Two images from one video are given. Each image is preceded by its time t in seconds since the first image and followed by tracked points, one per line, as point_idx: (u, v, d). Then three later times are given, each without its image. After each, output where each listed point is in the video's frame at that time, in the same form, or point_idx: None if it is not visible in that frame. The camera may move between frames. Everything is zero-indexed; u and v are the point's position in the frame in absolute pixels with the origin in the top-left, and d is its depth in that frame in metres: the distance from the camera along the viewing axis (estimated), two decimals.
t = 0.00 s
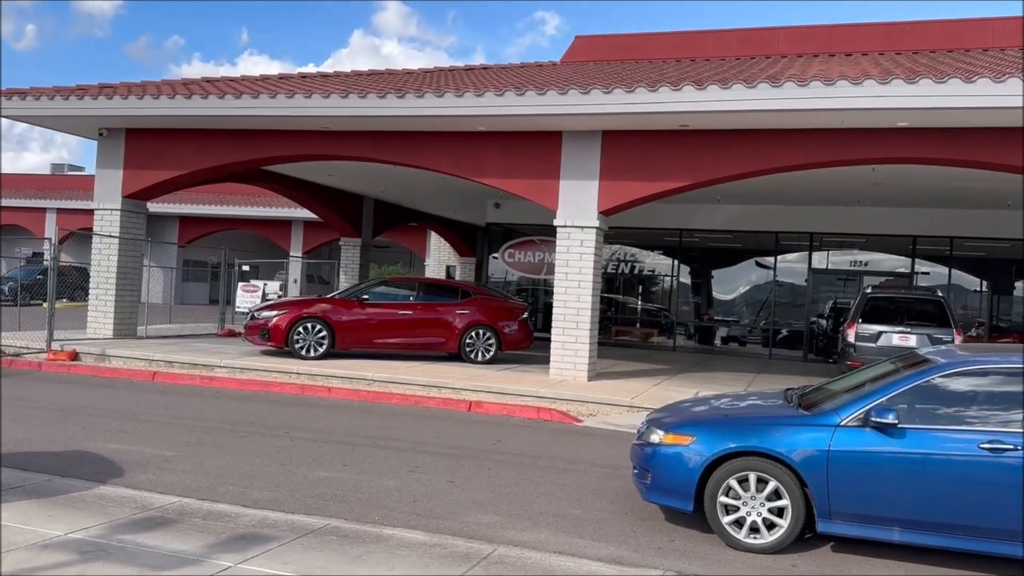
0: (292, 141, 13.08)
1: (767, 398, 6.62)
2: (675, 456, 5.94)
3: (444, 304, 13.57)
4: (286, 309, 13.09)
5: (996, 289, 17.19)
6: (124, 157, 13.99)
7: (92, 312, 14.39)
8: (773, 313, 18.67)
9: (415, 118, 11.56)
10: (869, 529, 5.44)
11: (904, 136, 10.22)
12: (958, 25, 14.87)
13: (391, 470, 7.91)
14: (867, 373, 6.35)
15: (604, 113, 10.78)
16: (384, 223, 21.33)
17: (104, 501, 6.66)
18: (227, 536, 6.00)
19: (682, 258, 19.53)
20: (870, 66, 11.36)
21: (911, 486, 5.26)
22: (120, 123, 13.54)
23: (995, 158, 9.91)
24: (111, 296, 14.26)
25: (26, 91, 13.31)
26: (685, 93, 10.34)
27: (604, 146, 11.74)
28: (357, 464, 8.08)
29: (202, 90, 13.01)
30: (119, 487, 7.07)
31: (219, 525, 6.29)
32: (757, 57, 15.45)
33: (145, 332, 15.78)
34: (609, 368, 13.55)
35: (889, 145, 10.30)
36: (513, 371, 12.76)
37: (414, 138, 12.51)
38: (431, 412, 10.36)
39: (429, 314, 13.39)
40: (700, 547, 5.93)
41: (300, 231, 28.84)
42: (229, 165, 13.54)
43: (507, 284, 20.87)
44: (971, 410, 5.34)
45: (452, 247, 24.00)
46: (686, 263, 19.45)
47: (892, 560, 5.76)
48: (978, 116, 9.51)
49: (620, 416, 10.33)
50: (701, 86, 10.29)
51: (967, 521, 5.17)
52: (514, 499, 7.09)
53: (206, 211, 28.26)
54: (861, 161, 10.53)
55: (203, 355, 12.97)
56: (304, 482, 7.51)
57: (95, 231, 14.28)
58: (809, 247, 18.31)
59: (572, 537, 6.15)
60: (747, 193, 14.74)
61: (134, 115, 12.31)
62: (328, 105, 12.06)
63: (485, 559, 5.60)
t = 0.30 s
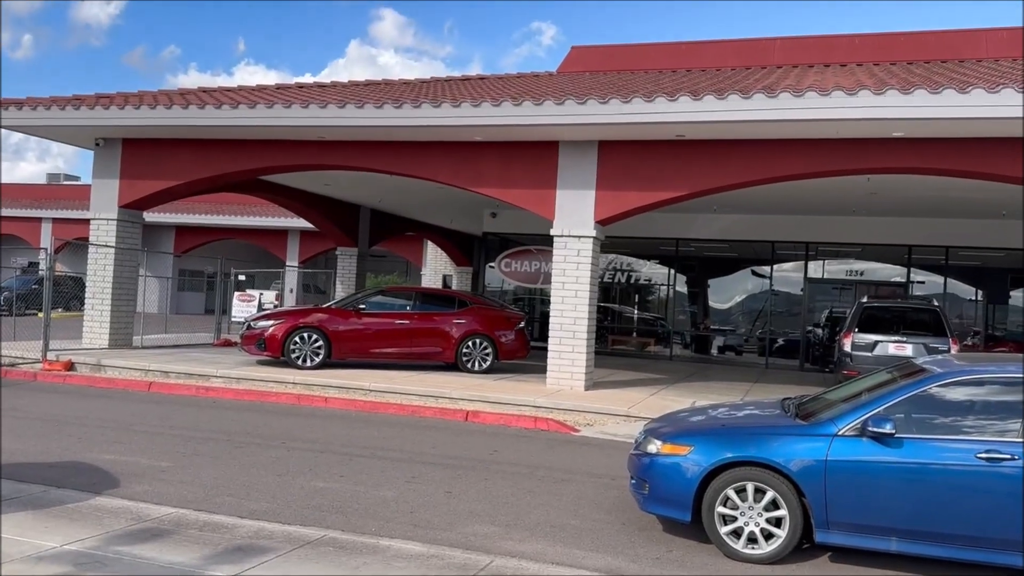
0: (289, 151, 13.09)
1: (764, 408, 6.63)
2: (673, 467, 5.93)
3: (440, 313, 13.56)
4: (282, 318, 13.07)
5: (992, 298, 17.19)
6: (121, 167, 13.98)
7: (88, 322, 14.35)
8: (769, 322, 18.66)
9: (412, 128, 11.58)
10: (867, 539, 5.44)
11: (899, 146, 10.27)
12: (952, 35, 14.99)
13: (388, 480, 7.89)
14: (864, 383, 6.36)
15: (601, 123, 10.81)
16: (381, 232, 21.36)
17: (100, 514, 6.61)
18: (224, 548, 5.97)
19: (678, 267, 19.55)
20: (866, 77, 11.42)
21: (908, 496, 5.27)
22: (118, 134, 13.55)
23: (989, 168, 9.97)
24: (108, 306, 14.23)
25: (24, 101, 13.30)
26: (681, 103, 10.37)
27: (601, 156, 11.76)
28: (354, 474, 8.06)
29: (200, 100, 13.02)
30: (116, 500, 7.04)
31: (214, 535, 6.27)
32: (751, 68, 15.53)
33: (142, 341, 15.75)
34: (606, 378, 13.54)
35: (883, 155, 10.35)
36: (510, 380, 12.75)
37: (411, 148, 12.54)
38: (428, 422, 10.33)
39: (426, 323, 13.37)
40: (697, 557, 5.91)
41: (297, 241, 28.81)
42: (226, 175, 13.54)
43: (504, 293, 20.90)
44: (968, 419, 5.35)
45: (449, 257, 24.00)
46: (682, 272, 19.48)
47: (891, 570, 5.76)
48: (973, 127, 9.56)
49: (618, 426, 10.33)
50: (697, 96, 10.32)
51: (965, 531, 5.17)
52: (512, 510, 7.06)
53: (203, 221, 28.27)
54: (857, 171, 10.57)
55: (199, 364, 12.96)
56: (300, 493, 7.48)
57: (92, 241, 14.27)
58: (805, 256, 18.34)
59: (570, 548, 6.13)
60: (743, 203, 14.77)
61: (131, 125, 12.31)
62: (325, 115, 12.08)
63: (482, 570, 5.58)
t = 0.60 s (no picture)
0: (299, 168, 13.98)
1: (739, 405, 7.18)
2: (654, 459, 6.43)
3: (437, 319, 14.43)
4: (291, 323, 13.94)
5: (942, 304, 18.48)
6: (143, 183, 14.88)
7: (115, 327, 15.24)
8: (741, 327, 19.67)
9: (413, 146, 12.44)
10: (832, 523, 5.97)
11: (859, 164, 11.19)
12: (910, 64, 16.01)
13: (392, 472, 8.70)
14: (828, 381, 6.96)
15: (587, 141, 11.67)
16: (382, 243, 22.31)
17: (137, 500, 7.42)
18: (244, 531, 6.71)
19: (659, 275, 20.44)
20: (831, 101, 12.35)
21: (870, 483, 5.81)
22: (140, 153, 14.44)
23: (940, 185, 10.90)
24: (132, 313, 15.11)
25: (54, 122, 14.22)
26: (661, 124, 11.21)
27: (587, 172, 12.64)
28: (360, 467, 8.83)
29: (216, 121, 13.92)
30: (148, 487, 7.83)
31: (231, 521, 7.01)
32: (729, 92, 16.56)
33: (161, 345, 16.63)
34: (594, 379, 14.41)
35: (842, 174, 11.32)
36: (502, 381, 13.58)
37: (413, 165, 13.41)
38: (427, 420, 11.14)
39: (424, 328, 14.24)
40: (677, 542, 6.42)
41: (305, 252, 29.68)
42: (240, 191, 14.42)
43: (495, 301, 21.65)
44: (921, 414, 5.93)
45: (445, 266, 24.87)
46: (662, 280, 20.39)
47: (852, 551, 6.28)
48: (927, 147, 10.43)
49: (603, 423, 11.09)
50: (675, 118, 11.18)
51: (919, 514, 5.72)
52: (505, 499, 7.77)
53: (213, 233, 29.20)
54: (823, 187, 11.47)
55: (215, 366, 13.85)
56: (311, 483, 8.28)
57: (117, 251, 15.16)
58: (773, 266, 19.40)
59: (557, 533, 6.73)
60: (722, 217, 15.71)
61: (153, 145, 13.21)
62: (332, 135, 12.97)
63: (478, 554, 6.12)
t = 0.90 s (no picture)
0: (293, 173, 14.25)
1: (721, 402, 7.00)
2: (639, 456, 6.23)
3: (429, 320, 14.70)
4: (286, 324, 14.21)
5: (918, 306, 18.94)
6: (140, 189, 15.11)
7: (111, 329, 15.46)
8: (724, 328, 20.05)
9: (405, 152, 12.71)
10: (811, 519, 5.83)
11: (835, 171, 11.59)
12: (889, 71, 16.43)
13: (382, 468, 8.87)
14: (806, 380, 6.84)
15: (576, 148, 11.97)
16: (374, 247, 22.60)
17: (133, 480, 7.56)
18: (219, 516, 6.29)
19: (644, 278, 20.82)
20: (811, 110, 12.72)
21: (850, 478, 5.69)
22: (138, 158, 14.67)
23: (914, 191, 11.28)
24: (129, 315, 15.36)
25: (54, 128, 14.46)
26: (647, 132, 11.52)
27: (575, 178, 12.96)
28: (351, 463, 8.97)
29: (212, 127, 14.19)
30: (146, 471, 7.97)
31: (225, 511, 6.44)
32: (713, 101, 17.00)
33: (159, 346, 16.87)
34: (581, 379, 14.69)
35: (820, 179, 11.69)
36: (490, 381, 13.84)
37: (404, 171, 13.70)
38: (418, 419, 11.35)
39: (416, 329, 14.51)
40: (663, 537, 6.12)
41: (298, 255, 29.89)
42: (235, 196, 14.65)
43: (486, 303, 22.11)
44: (898, 411, 5.83)
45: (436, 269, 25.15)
46: (647, 283, 20.78)
47: (836, 543, 6.06)
48: (902, 154, 10.76)
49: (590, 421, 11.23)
50: (660, 125, 11.47)
51: (898, 509, 5.62)
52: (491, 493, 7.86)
53: (206, 237, 29.42)
54: (803, 193, 11.84)
55: (209, 367, 14.08)
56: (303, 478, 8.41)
57: (114, 254, 15.40)
58: (756, 269, 19.82)
59: (546, 528, 6.21)
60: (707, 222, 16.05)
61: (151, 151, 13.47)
62: (326, 142, 13.26)
63: (470, 549, 5.60)
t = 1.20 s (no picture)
0: (277, 172, 14.19)
1: (706, 401, 7.02)
2: (624, 456, 6.24)
3: (414, 321, 14.67)
4: (270, 325, 14.13)
5: (900, 306, 19.14)
6: (122, 188, 14.98)
7: (92, 329, 15.33)
8: (708, 329, 20.16)
9: (389, 152, 12.67)
10: (795, 517, 5.87)
11: (818, 173, 11.69)
12: (870, 74, 16.60)
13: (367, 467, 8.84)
14: (789, 380, 6.88)
15: (561, 148, 11.98)
16: (359, 247, 22.53)
17: (115, 482, 7.50)
18: (201, 517, 6.24)
19: (628, 279, 20.89)
20: (794, 112, 12.81)
21: (833, 478, 5.74)
22: (120, 157, 14.54)
23: (895, 192, 11.38)
24: (110, 315, 15.25)
25: (34, 127, 14.32)
26: (632, 133, 11.55)
27: (560, 179, 12.98)
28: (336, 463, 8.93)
29: (196, 126, 14.10)
30: (128, 473, 7.92)
31: (208, 513, 6.40)
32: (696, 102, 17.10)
33: (141, 346, 16.76)
34: (566, 379, 14.70)
35: (803, 181, 11.78)
36: (475, 381, 13.84)
37: (389, 171, 13.66)
38: (403, 419, 11.31)
39: (401, 330, 14.48)
40: (647, 536, 6.15)
41: (282, 255, 29.75)
42: (219, 196, 14.56)
43: (471, 304, 21.99)
44: (881, 411, 5.88)
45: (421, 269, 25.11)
46: (632, 284, 20.85)
47: (820, 542, 6.10)
48: (884, 155, 10.84)
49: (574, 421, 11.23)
50: (645, 126, 11.50)
51: (881, 507, 5.67)
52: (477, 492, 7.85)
53: (189, 236, 29.24)
54: (787, 195, 11.94)
55: (192, 368, 14.00)
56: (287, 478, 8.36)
57: (96, 254, 15.26)
58: (739, 269, 19.96)
59: (531, 528, 6.21)
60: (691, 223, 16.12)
61: (132, 150, 13.36)
62: (310, 141, 13.21)
63: (455, 549, 5.59)
